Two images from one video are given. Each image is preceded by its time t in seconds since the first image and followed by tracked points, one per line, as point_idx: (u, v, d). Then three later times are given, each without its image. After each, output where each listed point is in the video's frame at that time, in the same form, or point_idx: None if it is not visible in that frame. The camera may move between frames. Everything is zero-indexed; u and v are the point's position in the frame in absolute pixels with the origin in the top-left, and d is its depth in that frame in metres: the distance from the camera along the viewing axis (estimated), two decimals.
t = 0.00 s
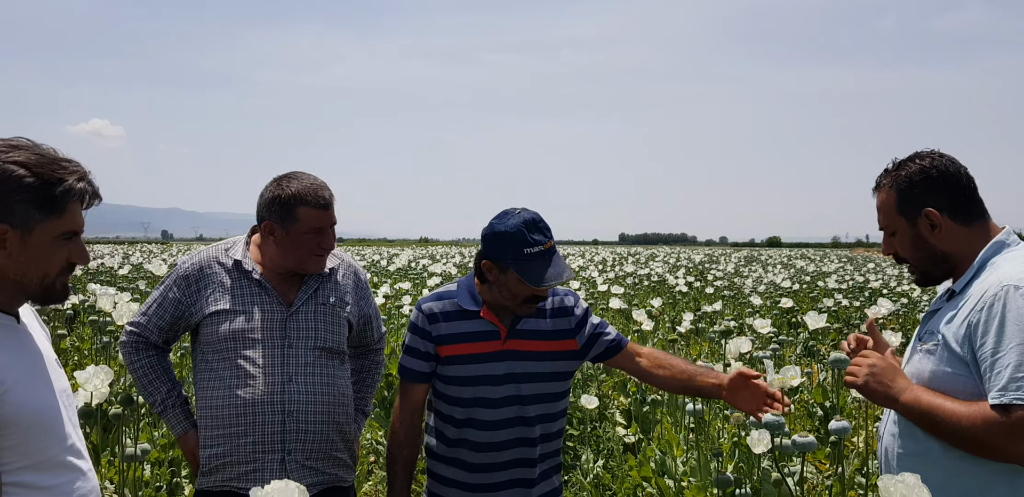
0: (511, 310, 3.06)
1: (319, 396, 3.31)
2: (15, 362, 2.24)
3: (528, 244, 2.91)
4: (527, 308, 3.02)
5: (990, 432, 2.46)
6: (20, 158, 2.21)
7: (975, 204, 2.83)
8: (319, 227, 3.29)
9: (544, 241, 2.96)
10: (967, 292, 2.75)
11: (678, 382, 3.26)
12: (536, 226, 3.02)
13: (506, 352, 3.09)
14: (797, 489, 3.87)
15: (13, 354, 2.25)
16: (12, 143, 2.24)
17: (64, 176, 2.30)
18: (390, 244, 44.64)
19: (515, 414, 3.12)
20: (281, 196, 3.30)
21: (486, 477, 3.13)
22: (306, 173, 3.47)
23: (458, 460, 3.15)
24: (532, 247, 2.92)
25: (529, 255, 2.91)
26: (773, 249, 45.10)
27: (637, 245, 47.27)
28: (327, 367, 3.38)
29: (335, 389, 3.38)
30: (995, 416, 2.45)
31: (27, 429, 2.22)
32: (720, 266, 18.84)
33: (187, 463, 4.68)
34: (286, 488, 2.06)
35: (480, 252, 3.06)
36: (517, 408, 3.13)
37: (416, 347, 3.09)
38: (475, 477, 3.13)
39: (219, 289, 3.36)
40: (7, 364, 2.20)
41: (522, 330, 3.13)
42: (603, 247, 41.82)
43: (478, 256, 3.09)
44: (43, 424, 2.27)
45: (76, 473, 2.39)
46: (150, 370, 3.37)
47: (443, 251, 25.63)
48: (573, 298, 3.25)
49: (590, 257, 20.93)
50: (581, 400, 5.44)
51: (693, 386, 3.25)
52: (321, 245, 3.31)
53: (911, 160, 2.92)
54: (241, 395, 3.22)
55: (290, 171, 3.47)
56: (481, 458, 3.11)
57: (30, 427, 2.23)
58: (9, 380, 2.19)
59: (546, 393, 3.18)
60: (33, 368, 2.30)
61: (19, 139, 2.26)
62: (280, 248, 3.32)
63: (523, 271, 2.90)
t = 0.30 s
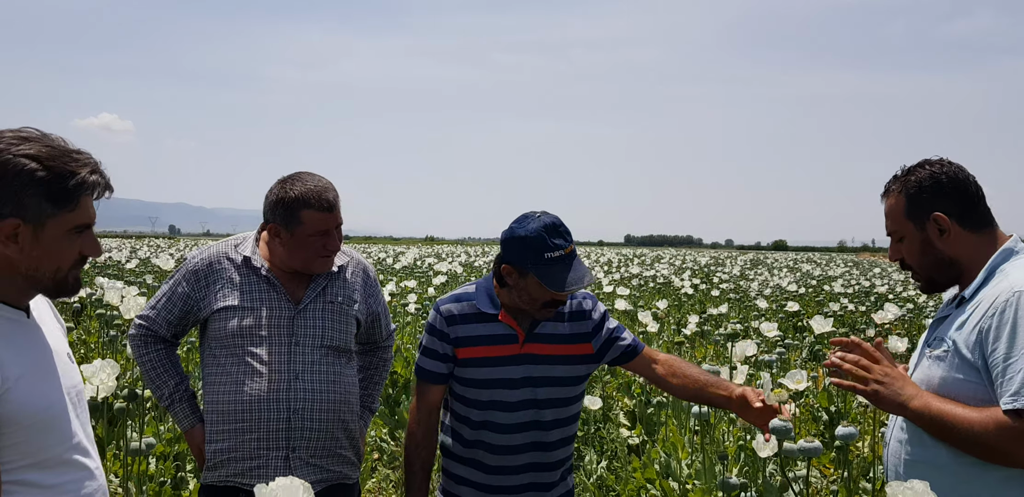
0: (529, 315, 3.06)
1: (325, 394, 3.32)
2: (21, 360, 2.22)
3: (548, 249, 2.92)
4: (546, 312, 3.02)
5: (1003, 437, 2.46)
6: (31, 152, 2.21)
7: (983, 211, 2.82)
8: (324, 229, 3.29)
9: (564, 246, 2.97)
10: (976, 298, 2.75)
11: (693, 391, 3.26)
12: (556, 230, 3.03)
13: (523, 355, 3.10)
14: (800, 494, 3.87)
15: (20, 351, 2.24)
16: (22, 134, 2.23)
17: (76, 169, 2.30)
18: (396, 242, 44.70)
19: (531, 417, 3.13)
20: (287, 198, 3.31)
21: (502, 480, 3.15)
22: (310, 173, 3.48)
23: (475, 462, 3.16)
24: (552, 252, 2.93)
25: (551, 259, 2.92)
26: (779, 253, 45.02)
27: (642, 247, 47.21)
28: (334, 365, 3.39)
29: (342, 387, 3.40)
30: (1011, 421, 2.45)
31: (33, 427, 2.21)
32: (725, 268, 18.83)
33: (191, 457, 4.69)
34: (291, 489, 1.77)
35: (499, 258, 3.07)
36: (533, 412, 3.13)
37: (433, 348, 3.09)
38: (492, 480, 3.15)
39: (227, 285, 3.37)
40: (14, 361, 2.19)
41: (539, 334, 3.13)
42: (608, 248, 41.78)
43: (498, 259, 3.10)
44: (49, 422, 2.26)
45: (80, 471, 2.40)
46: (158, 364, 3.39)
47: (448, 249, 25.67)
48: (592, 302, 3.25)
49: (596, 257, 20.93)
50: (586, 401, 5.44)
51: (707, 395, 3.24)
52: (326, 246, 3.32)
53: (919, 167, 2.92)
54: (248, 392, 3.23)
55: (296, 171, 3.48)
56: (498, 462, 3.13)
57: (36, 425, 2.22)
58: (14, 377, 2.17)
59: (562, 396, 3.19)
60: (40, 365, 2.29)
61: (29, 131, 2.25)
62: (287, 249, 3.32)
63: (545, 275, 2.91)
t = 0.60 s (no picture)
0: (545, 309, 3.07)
1: (331, 391, 3.33)
2: (36, 353, 2.22)
3: (561, 239, 2.95)
4: (562, 306, 3.05)
5: (1011, 440, 2.47)
6: (51, 147, 2.23)
7: (995, 213, 2.82)
8: (331, 228, 3.30)
9: (576, 236, 3.00)
10: (986, 300, 2.74)
11: (703, 389, 3.25)
12: (567, 221, 3.06)
13: (537, 353, 3.11)
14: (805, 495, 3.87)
15: (38, 343, 2.25)
16: (39, 131, 2.25)
17: (92, 161, 2.32)
18: (403, 239, 44.78)
19: (546, 416, 3.13)
20: (295, 197, 3.31)
21: (517, 478, 3.15)
22: (319, 172, 3.49)
23: (488, 459, 3.17)
24: (565, 242, 2.96)
25: (564, 249, 2.95)
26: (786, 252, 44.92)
27: (648, 245, 47.08)
28: (341, 362, 3.40)
29: (348, 384, 3.41)
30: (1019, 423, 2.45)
31: (50, 420, 2.21)
32: (733, 268, 18.80)
33: (199, 452, 4.72)
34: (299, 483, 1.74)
35: (512, 253, 3.08)
36: (547, 409, 3.13)
37: (446, 345, 3.10)
38: (507, 477, 3.15)
39: (236, 281, 3.39)
40: (30, 354, 2.20)
41: (554, 330, 3.14)
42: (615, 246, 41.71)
43: (511, 255, 3.11)
44: (68, 415, 2.26)
45: (106, 465, 2.40)
46: (167, 360, 3.41)
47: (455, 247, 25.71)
48: (605, 301, 3.26)
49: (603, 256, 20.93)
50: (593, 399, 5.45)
51: (717, 395, 3.23)
52: (333, 246, 3.33)
53: (932, 167, 2.91)
54: (254, 388, 3.25)
55: (305, 170, 3.49)
56: (513, 459, 3.13)
57: (53, 418, 2.22)
58: (26, 371, 2.17)
59: (576, 393, 3.18)
60: (59, 357, 2.30)
61: (45, 127, 2.27)
62: (296, 248, 3.34)
63: (558, 265, 2.93)
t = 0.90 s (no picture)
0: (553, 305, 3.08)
1: (337, 385, 3.34)
2: (59, 342, 2.24)
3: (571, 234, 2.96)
4: (569, 301, 3.05)
5: (1013, 439, 2.46)
6: (74, 142, 2.27)
7: (1004, 215, 2.81)
8: (342, 218, 3.32)
9: (585, 231, 3.01)
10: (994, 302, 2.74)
11: (709, 386, 3.27)
12: (577, 216, 3.07)
13: (543, 347, 3.11)
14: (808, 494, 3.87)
15: (60, 331, 2.25)
16: (64, 127, 2.29)
17: (114, 155, 2.35)
18: (408, 234, 44.86)
19: (551, 411, 3.14)
20: (307, 187, 3.32)
21: (522, 472, 3.15)
22: (327, 162, 3.50)
23: (491, 454, 3.17)
24: (574, 237, 2.97)
25: (573, 244, 2.95)
26: (791, 251, 44.83)
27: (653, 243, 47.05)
28: (347, 356, 3.41)
29: (354, 378, 3.42)
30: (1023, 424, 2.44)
31: (71, 408, 2.22)
32: (738, 266, 18.78)
33: (204, 445, 4.73)
34: (306, 476, 1.73)
35: (521, 246, 3.09)
36: (553, 404, 3.13)
37: (453, 339, 3.10)
38: (513, 472, 3.14)
39: (242, 274, 3.40)
40: (51, 342, 2.21)
41: (561, 325, 3.15)
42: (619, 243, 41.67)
43: (519, 249, 3.12)
44: (89, 402, 2.27)
45: (127, 451, 2.40)
46: (173, 353, 3.42)
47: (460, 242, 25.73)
48: (613, 298, 3.26)
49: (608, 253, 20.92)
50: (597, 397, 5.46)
51: (724, 393, 3.25)
52: (344, 236, 3.34)
53: (943, 167, 2.90)
54: (260, 381, 3.26)
55: (313, 160, 3.49)
56: (518, 454, 3.13)
57: (75, 406, 2.23)
58: (49, 360, 2.19)
59: (583, 389, 3.18)
60: (82, 346, 2.30)
61: (70, 123, 2.31)
62: (304, 238, 3.34)
63: (567, 259, 2.94)
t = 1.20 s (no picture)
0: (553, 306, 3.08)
1: (338, 385, 3.34)
2: (74, 339, 2.24)
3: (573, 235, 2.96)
4: (568, 301, 3.05)
5: (1007, 448, 2.47)
6: (91, 141, 2.30)
7: (1005, 220, 2.81)
8: (340, 216, 3.32)
9: (588, 233, 3.02)
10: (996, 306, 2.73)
11: (710, 387, 3.26)
12: (580, 218, 3.07)
13: (543, 346, 3.11)
14: None
15: (74, 328, 2.26)
16: (81, 128, 2.32)
17: (130, 154, 2.38)
18: (409, 233, 44.89)
19: (551, 410, 3.14)
20: (306, 185, 3.33)
21: (522, 472, 3.14)
22: (327, 161, 3.51)
23: (489, 453, 3.16)
24: (577, 238, 2.97)
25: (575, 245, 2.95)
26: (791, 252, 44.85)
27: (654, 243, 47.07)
28: (348, 356, 3.41)
29: (356, 378, 3.42)
30: (1017, 432, 2.46)
31: (84, 405, 2.22)
32: (738, 267, 18.78)
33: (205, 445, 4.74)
34: (307, 478, 1.73)
35: (523, 245, 3.09)
36: (553, 404, 3.13)
37: (454, 337, 3.10)
38: (513, 471, 3.14)
39: (244, 274, 3.40)
40: (65, 338, 2.22)
41: (562, 324, 3.15)
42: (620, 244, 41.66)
43: (521, 248, 3.12)
44: (101, 398, 2.26)
45: (137, 449, 2.39)
46: (175, 353, 3.42)
47: (461, 242, 25.75)
48: (613, 299, 3.26)
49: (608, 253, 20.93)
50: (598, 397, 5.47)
51: (725, 395, 3.23)
52: (343, 234, 3.34)
53: (943, 172, 2.90)
54: (262, 381, 3.26)
55: (311, 159, 3.50)
56: (518, 453, 3.13)
57: (87, 401, 2.23)
58: (63, 355, 2.19)
59: (583, 389, 3.19)
60: (96, 344, 2.31)
61: (86, 124, 2.34)
62: (304, 236, 3.34)
63: (569, 261, 2.94)
